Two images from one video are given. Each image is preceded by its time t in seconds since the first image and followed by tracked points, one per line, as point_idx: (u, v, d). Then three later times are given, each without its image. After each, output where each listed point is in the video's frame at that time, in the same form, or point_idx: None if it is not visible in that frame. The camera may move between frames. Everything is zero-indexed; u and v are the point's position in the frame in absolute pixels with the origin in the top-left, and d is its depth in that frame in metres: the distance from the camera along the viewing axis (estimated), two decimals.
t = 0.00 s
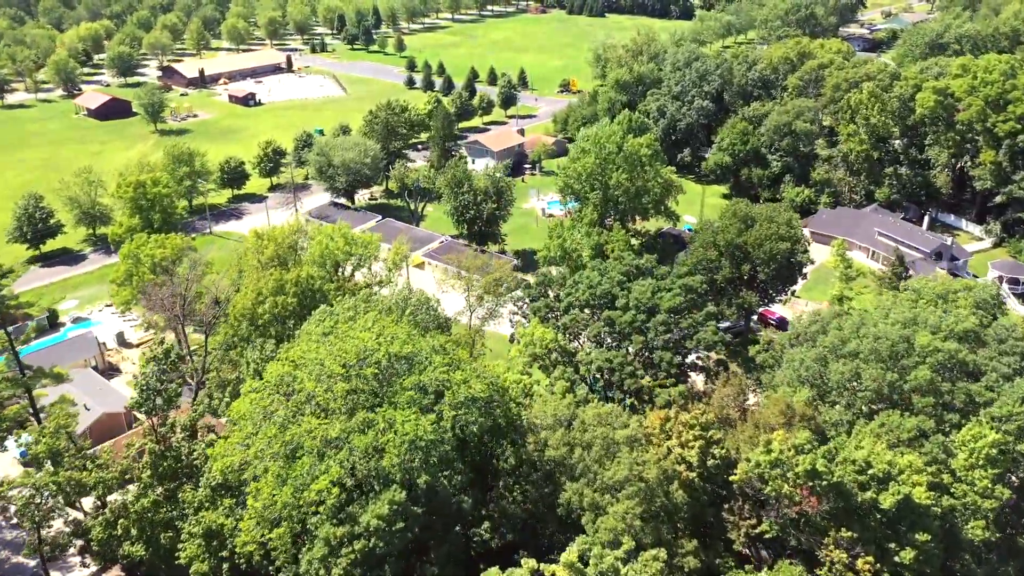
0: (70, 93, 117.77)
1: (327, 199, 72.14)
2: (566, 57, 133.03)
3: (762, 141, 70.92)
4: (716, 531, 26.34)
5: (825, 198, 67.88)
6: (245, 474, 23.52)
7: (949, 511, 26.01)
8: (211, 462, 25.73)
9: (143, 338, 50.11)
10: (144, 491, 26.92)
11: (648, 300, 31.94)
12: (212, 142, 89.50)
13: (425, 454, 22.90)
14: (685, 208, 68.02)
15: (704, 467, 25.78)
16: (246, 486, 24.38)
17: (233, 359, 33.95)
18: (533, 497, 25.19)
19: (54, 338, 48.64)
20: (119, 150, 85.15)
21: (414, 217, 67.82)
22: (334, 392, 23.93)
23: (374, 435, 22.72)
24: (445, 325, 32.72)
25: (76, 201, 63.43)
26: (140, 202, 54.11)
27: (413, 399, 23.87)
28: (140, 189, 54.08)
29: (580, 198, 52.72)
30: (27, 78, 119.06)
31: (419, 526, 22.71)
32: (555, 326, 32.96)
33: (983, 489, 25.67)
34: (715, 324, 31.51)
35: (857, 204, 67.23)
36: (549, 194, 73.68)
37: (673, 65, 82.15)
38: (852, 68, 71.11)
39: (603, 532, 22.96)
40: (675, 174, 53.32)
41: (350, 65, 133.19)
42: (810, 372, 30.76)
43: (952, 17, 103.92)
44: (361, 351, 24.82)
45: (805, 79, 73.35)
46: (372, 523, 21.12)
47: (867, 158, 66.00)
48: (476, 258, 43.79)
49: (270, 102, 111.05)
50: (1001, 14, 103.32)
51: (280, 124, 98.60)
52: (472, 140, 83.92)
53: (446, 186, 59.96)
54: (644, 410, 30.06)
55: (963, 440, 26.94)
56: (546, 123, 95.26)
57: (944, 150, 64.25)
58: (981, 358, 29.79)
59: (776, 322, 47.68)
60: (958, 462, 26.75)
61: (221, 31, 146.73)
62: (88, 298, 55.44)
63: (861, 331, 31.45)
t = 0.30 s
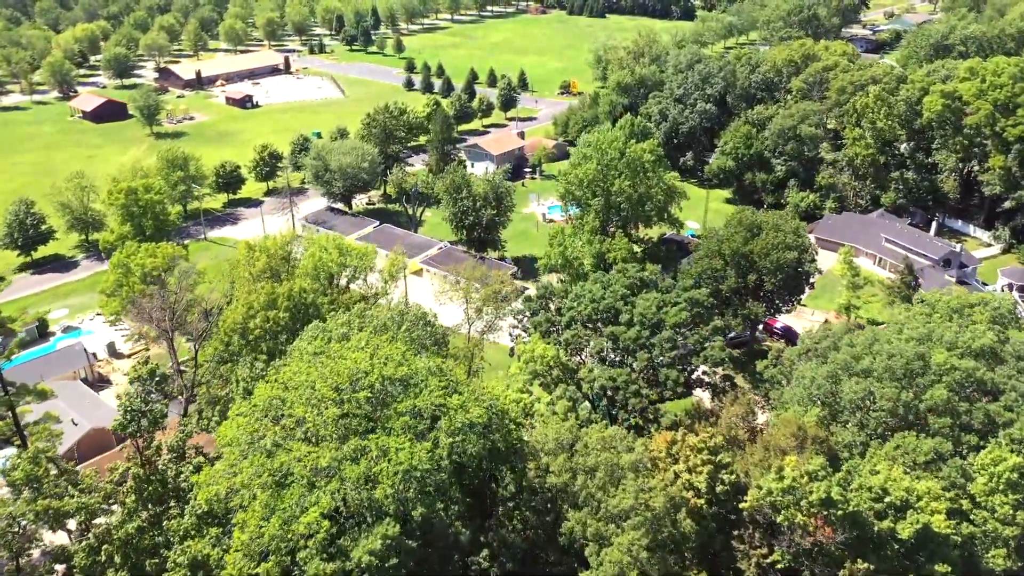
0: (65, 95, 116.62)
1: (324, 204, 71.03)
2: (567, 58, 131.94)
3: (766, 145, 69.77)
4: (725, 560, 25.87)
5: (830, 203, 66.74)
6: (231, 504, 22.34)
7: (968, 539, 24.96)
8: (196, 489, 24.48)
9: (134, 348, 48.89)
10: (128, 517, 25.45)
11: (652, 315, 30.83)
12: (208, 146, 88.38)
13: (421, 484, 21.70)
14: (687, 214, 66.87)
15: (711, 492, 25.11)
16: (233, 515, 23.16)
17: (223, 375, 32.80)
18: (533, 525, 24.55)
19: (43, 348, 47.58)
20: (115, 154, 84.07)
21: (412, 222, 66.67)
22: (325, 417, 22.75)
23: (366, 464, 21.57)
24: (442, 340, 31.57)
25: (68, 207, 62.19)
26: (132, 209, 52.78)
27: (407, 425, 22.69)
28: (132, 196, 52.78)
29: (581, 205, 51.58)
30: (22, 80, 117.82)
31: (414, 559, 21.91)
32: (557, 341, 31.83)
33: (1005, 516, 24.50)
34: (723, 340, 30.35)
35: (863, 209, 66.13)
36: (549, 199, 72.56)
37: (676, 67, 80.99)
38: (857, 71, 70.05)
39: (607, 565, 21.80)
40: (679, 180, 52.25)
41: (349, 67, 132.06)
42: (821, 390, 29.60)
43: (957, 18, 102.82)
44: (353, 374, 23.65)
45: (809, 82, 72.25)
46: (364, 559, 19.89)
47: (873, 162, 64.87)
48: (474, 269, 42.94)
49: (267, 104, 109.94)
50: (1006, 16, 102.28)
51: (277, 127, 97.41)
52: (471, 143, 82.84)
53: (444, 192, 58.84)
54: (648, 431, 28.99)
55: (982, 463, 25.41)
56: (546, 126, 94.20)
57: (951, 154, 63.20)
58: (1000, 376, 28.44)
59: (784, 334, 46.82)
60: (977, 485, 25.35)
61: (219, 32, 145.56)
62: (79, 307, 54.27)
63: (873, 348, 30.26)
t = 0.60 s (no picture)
0: (61, 97, 115.44)
1: (320, 208, 69.87)
2: (567, 60, 130.86)
3: (770, 149, 68.64)
4: None
5: (836, 208, 65.61)
6: (216, 537, 21.16)
7: (991, 569, 23.39)
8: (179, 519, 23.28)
9: (125, 359, 47.68)
10: (111, 546, 24.33)
11: (657, 332, 29.69)
12: (204, 149, 87.25)
13: (415, 517, 20.52)
14: (691, 219, 65.76)
15: (722, 523, 24.12)
16: (218, 548, 22.00)
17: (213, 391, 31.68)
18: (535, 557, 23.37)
19: (31, 360, 46.40)
20: (109, 157, 82.90)
21: (410, 227, 65.56)
22: (314, 446, 21.61)
23: (358, 497, 20.44)
24: (439, 357, 30.41)
25: (60, 213, 61.02)
26: (123, 216, 51.48)
27: (401, 453, 21.54)
28: (122, 203, 51.44)
29: (583, 212, 50.41)
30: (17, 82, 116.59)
31: None
32: (559, 358, 30.67)
33: None
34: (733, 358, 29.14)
35: (869, 214, 64.99)
36: (550, 203, 71.46)
37: (678, 69, 79.78)
38: (862, 74, 68.84)
39: None
40: (682, 186, 51.08)
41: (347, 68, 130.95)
42: (833, 410, 28.49)
43: (961, 18, 101.75)
44: (345, 399, 22.52)
45: (814, 84, 71.09)
46: None
47: (880, 166, 63.66)
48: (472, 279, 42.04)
49: (264, 106, 108.76)
50: (1012, 17, 101.26)
51: (274, 129, 96.24)
52: (471, 147, 81.71)
53: (443, 198, 57.71)
54: (654, 453, 27.91)
55: (1002, 489, 24.03)
56: (547, 128, 93.09)
57: (959, 159, 62.07)
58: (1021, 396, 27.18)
59: (798, 347, 45.75)
60: (997, 512, 23.86)
61: (217, 32, 144.37)
62: (69, 316, 53.08)
63: (887, 366, 29.08)
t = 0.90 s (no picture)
0: (57, 99, 114.35)
1: (317, 214, 68.73)
2: (568, 61, 129.75)
3: (774, 153, 67.54)
4: None
5: (842, 213, 64.49)
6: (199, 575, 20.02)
7: None
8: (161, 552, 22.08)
9: (116, 370, 46.49)
10: None
11: (662, 349, 28.53)
12: (200, 153, 86.17)
13: (408, 554, 19.35)
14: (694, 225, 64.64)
15: (733, 555, 22.98)
16: None
17: (201, 410, 30.51)
18: None
19: (18, 371, 45.21)
20: (104, 162, 81.78)
21: (408, 233, 64.46)
22: (303, 477, 20.47)
23: (348, 534, 19.23)
24: (435, 375, 29.28)
25: (51, 219, 59.92)
26: (113, 223, 50.13)
27: (394, 486, 20.36)
28: (113, 211, 50.22)
29: (585, 219, 49.28)
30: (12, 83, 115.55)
31: None
32: (561, 375, 29.47)
33: None
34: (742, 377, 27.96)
35: (875, 220, 63.83)
36: (551, 208, 70.34)
37: (680, 71, 78.57)
38: (868, 76, 67.60)
39: None
40: (686, 192, 49.92)
41: (346, 70, 129.86)
42: (848, 432, 27.29)
43: (967, 19, 100.45)
44: (336, 427, 21.34)
45: (819, 87, 69.93)
46: None
47: (887, 170, 62.44)
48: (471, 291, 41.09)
49: (262, 109, 107.65)
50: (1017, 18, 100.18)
51: (272, 132, 95.13)
52: (470, 150, 80.57)
53: (441, 204, 56.57)
54: (659, 477, 26.73)
55: None
56: (547, 131, 92.00)
57: (967, 163, 60.82)
58: None
59: (809, 360, 44.55)
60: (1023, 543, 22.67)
61: (215, 33, 143.34)
62: (59, 326, 51.87)
63: (903, 385, 27.86)
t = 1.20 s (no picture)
0: (52, 101, 113.20)
1: (314, 219, 67.60)
2: (568, 62, 128.52)
3: (779, 158, 66.35)
4: None
5: (847, 219, 63.37)
6: None
7: None
8: None
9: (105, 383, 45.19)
10: None
11: (669, 369, 27.36)
12: (196, 156, 84.98)
13: None
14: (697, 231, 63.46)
15: None
16: None
17: (190, 429, 29.41)
18: None
19: (5, 385, 43.95)
20: (98, 166, 80.59)
21: (406, 239, 63.33)
22: (289, 512, 19.37)
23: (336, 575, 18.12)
24: (433, 395, 28.15)
25: (42, 225, 58.74)
26: (104, 231, 48.91)
27: (387, 522, 19.26)
28: (104, 219, 49.04)
29: (586, 227, 48.18)
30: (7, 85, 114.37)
31: None
32: (563, 395, 28.28)
33: None
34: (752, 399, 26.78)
35: (881, 226, 62.71)
36: (551, 213, 69.28)
37: (683, 73, 77.36)
38: (874, 80, 66.46)
39: None
40: (689, 200, 48.80)
41: (345, 71, 128.71)
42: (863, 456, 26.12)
43: (972, 20, 99.40)
44: (325, 458, 20.25)
45: (824, 90, 68.76)
46: None
47: (894, 176, 61.32)
48: (470, 303, 39.99)
49: (259, 111, 106.52)
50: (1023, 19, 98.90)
51: (269, 135, 93.92)
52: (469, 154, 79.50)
53: (440, 210, 55.46)
54: (665, 503, 25.56)
55: None
56: (548, 134, 90.86)
57: (976, 169, 59.68)
58: None
59: (817, 372, 43.18)
60: None
61: (212, 35, 142.10)
62: (49, 335, 50.71)
63: (920, 406, 26.72)
